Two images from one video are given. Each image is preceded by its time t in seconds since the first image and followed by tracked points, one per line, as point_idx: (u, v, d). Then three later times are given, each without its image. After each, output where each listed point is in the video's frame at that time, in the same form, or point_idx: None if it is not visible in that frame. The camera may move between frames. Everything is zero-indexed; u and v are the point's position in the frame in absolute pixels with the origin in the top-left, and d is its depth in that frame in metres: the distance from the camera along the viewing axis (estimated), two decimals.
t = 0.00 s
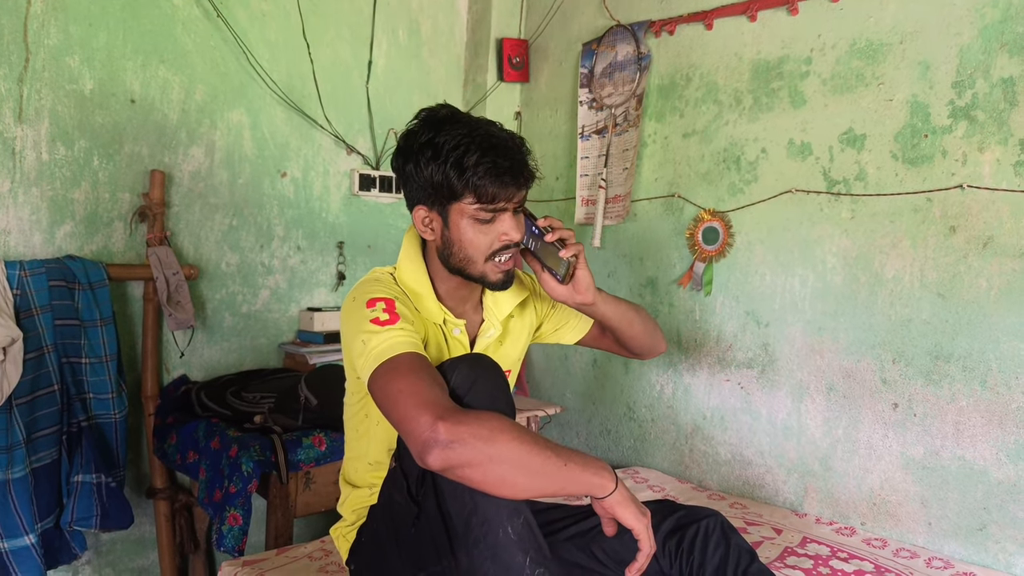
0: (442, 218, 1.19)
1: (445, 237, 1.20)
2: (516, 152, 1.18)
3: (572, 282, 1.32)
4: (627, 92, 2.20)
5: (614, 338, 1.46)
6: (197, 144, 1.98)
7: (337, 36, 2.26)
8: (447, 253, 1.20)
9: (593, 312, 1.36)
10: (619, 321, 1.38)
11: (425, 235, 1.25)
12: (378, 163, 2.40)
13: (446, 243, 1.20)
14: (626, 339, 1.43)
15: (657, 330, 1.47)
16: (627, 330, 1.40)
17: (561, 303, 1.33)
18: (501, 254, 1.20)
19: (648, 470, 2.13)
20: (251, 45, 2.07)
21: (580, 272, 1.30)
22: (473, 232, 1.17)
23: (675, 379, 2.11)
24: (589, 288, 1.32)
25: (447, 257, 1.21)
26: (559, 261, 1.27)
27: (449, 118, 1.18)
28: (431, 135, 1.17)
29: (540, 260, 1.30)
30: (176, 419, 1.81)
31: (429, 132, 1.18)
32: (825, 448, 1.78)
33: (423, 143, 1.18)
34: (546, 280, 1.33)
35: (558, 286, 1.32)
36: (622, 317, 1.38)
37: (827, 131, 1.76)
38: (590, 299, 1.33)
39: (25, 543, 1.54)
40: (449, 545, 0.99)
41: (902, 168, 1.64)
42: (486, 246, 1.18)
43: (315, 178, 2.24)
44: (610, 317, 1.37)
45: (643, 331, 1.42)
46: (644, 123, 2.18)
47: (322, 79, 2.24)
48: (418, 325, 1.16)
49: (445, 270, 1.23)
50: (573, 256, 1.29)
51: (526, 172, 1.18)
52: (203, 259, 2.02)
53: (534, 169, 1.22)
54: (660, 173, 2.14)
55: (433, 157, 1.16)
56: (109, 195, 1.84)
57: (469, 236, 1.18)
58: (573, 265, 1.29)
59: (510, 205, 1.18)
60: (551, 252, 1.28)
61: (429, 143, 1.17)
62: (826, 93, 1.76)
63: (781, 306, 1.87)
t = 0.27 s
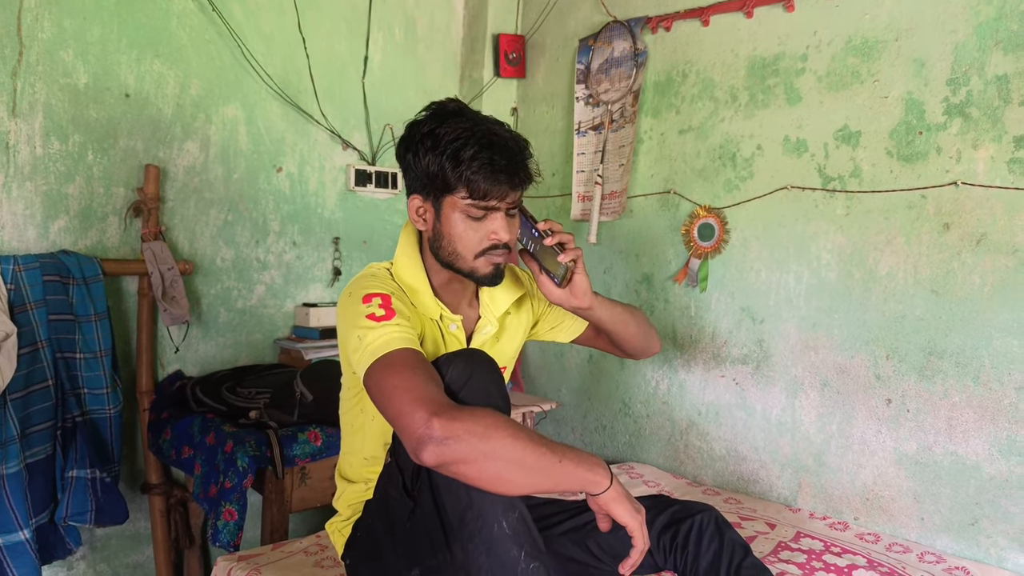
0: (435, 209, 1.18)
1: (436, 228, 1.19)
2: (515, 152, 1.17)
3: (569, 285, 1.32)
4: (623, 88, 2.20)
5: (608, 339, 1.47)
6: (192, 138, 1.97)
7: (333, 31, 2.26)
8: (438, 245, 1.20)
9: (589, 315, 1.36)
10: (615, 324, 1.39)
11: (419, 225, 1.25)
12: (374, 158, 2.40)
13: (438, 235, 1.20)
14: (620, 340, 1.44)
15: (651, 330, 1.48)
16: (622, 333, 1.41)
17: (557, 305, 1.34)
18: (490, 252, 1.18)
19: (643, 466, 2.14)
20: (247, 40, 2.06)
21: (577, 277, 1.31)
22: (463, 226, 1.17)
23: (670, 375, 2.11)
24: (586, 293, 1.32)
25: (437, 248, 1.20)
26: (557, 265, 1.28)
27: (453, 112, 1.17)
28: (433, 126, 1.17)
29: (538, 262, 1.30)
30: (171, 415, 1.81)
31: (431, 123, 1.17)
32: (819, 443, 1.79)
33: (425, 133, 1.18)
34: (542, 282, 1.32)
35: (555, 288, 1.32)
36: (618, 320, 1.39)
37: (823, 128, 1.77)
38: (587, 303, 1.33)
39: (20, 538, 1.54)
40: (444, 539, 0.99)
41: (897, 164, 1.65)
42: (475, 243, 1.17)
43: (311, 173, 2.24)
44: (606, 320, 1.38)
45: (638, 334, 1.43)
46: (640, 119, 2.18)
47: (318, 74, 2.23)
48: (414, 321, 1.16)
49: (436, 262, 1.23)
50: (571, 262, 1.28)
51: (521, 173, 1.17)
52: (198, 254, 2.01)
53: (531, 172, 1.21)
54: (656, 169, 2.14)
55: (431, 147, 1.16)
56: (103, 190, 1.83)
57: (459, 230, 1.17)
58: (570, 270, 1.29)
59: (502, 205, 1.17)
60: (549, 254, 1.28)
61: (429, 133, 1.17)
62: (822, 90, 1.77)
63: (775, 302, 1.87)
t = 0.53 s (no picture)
0: (440, 195, 1.18)
1: (441, 215, 1.19)
2: (526, 143, 1.18)
3: (569, 284, 1.33)
4: (620, 83, 2.19)
5: (605, 342, 1.47)
6: (189, 134, 1.97)
7: (329, 26, 2.25)
8: (442, 231, 1.19)
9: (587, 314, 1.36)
10: (612, 325, 1.39)
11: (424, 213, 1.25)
12: (371, 153, 2.40)
13: (442, 221, 1.19)
14: (619, 344, 1.44)
15: (649, 335, 1.48)
16: (620, 336, 1.41)
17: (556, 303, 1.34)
18: (492, 240, 1.18)
19: (641, 460, 2.15)
20: (243, 35, 2.05)
21: (577, 276, 1.31)
22: (467, 212, 1.16)
23: (668, 369, 2.12)
24: (586, 294, 1.32)
25: (441, 235, 1.20)
26: (558, 263, 1.28)
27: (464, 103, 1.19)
28: (444, 114, 1.18)
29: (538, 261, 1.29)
30: (169, 411, 1.82)
31: (443, 112, 1.18)
32: (817, 436, 1.80)
33: (435, 121, 1.19)
34: (542, 281, 1.32)
35: (554, 288, 1.32)
36: (617, 324, 1.40)
37: (820, 121, 1.77)
38: (586, 304, 1.33)
39: (20, 533, 1.54)
40: (442, 532, 1.00)
41: (893, 158, 1.65)
42: (478, 230, 1.17)
43: (308, 169, 2.24)
44: (603, 321, 1.38)
45: (636, 337, 1.44)
46: (638, 113, 2.18)
47: (315, 70, 2.23)
48: (414, 315, 1.17)
49: (437, 250, 1.22)
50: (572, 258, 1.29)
51: (529, 163, 1.18)
52: (196, 250, 2.01)
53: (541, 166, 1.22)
54: (653, 163, 2.14)
55: (441, 134, 1.17)
56: (101, 186, 1.83)
57: (464, 216, 1.17)
58: (571, 267, 1.29)
59: (508, 194, 1.17)
60: (551, 253, 1.28)
61: (440, 121, 1.17)
62: (819, 84, 1.77)
63: (773, 296, 1.88)
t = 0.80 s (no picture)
0: (451, 202, 1.20)
1: (456, 221, 1.21)
2: (515, 129, 1.22)
3: (573, 253, 1.34)
4: (618, 82, 2.20)
5: (611, 328, 1.47)
6: (188, 134, 1.97)
7: (327, 26, 2.26)
8: (461, 237, 1.21)
9: (592, 283, 1.37)
10: (616, 298, 1.39)
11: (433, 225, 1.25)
12: (369, 153, 2.40)
13: (458, 227, 1.21)
14: (624, 329, 1.44)
15: (653, 328, 1.47)
16: (624, 314, 1.41)
17: (564, 276, 1.36)
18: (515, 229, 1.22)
19: (640, 457, 2.15)
20: (241, 35, 2.06)
21: (581, 241, 1.34)
22: (484, 210, 1.19)
23: (667, 367, 2.12)
24: (591, 259, 1.34)
25: (460, 240, 1.21)
26: (561, 233, 1.31)
27: (444, 107, 1.20)
28: (429, 123, 1.19)
29: (538, 238, 1.30)
30: (169, 411, 1.82)
31: (427, 121, 1.20)
32: (815, 433, 1.81)
33: (423, 132, 1.20)
34: (547, 256, 1.36)
35: (559, 259, 1.35)
36: (621, 298, 1.40)
37: (816, 119, 1.77)
38: (591, 269, 1.34)
39: (20, 533, 1.55)
40: (445, 528, 1.00)
41: (890, 155, 1.66)
42: (500, 223, 1.21)
43: (307, 168, 2.24)
44: (607, 292, 1.38)
45: (640, 318, 1.43)
46: (636, 112, 2.18)
47: (313, 69, 2.23)
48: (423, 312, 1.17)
49: (458, 255, 1.24)
50: (570, 225, 1.33)
51: (527, 146, 1.22)
52: (195, 249, 2.02)
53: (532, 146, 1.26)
54: (651, 162, 2.15)
55: (436, 144, 1.18)
56: (100, 185, 1.83)
57: (482, 214, 1.19)
58: (573, 235, 1.33)
59: (516, 178, 1.21)
60: (551, 227, 1.30)
61: (428, 129, 1.19)
62: (815, 82, 1.78)
63: (770, 293, 1.89)
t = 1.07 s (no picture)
0: (436, 198, 1.22)
1: (443, 217, 1.22)
2: (493, 121, 1.24)
3: (568, 250, 1.34)
4: (617, 83, 2.21)
5: (611, 325, 1.47)
6: (187, 133, 1.97)
7: (327, 26, 2.26)
8: (449, 232, 1.22)
9: (589, 279, 1.37)
10: (613, 293, 1.39)
11: (424, 225, 1.27)
12: (369, 153, 2.41)
13: (446, 222, 1.22)
14: (623, 326, 1.44)
15: (652, 323, 1.48)
16: (622, 308, 1.41)
17: (560, 273, 1.34)
18: (503, 219, 1.21)
19: (639, 458, 2.16)
20: (241, 35, 2.06)
21: (576, 239, 1.34)
22: (467, 202, 1.20)
23: (665, 368, 2.13)
24: (587, 255, 1.34)
25: (449, 236, 1.22)
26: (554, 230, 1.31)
27: (422, 106, 1.23)
28: (409, 123, 1.23)
29: (535, 236, 1.29)
30: (169, 410, 1.82)
31: (407, 122, 1.23)
32: (813, 434, 1.81)
33: (404, 132, 1.23)
34: (542, 254, 1.34)
35: (555, 257, 1.34)
36: (618, 293, 1.40)
37: (815, 120, 1.78)
38: (587, 265, 1.34)
39: (18, 533, 1.54)
40: (443, 528, 1.00)
41: (888, 157, 1.66)
42: (486, 214, 1.20)
43: (306, 168, 2.24)
44: (604, 287, 1.38)
45: (638, 313, 1.43)
46: (634, 113, 2.19)
47: (312, 70, 2.23)
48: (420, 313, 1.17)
49: (449, 252, 1.24)
50: (564, 223, 1.32)
51: (507, 138, 1.24)
52: (194, 249, 2.02)
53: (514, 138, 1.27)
54: (649, 162, 2.15)
55: (416, 142, 1.21)
56: (99, 185, 1.83)
57: (467, 207, 1.20)
58: (567, 231, 1.33)
59: (498, 168, 1.22)
60: (546, 224, 1.29)
61: (408, 129, 1.22)
62: (814, 83, 1.78)
63: (768, 294, 1.89)
